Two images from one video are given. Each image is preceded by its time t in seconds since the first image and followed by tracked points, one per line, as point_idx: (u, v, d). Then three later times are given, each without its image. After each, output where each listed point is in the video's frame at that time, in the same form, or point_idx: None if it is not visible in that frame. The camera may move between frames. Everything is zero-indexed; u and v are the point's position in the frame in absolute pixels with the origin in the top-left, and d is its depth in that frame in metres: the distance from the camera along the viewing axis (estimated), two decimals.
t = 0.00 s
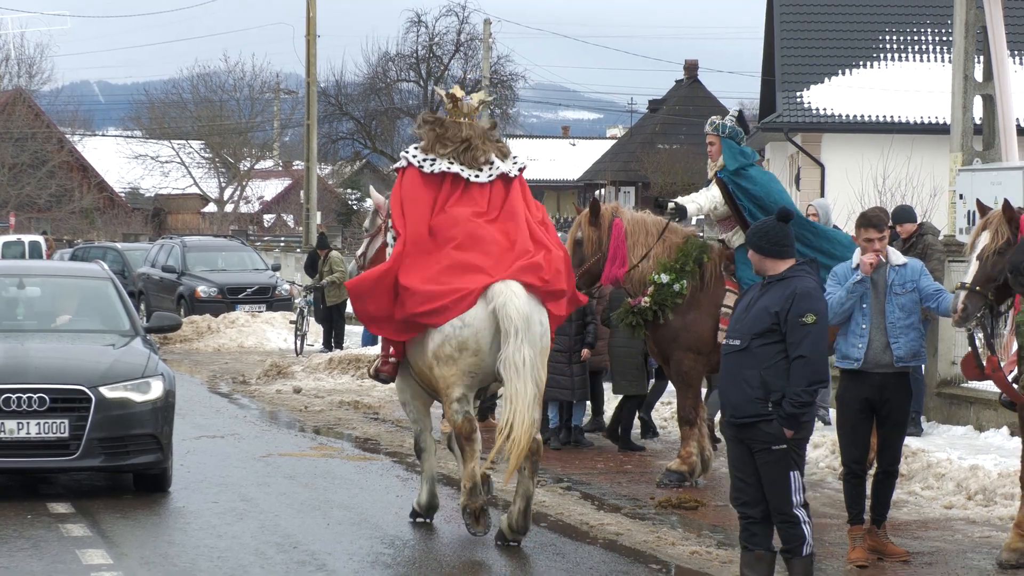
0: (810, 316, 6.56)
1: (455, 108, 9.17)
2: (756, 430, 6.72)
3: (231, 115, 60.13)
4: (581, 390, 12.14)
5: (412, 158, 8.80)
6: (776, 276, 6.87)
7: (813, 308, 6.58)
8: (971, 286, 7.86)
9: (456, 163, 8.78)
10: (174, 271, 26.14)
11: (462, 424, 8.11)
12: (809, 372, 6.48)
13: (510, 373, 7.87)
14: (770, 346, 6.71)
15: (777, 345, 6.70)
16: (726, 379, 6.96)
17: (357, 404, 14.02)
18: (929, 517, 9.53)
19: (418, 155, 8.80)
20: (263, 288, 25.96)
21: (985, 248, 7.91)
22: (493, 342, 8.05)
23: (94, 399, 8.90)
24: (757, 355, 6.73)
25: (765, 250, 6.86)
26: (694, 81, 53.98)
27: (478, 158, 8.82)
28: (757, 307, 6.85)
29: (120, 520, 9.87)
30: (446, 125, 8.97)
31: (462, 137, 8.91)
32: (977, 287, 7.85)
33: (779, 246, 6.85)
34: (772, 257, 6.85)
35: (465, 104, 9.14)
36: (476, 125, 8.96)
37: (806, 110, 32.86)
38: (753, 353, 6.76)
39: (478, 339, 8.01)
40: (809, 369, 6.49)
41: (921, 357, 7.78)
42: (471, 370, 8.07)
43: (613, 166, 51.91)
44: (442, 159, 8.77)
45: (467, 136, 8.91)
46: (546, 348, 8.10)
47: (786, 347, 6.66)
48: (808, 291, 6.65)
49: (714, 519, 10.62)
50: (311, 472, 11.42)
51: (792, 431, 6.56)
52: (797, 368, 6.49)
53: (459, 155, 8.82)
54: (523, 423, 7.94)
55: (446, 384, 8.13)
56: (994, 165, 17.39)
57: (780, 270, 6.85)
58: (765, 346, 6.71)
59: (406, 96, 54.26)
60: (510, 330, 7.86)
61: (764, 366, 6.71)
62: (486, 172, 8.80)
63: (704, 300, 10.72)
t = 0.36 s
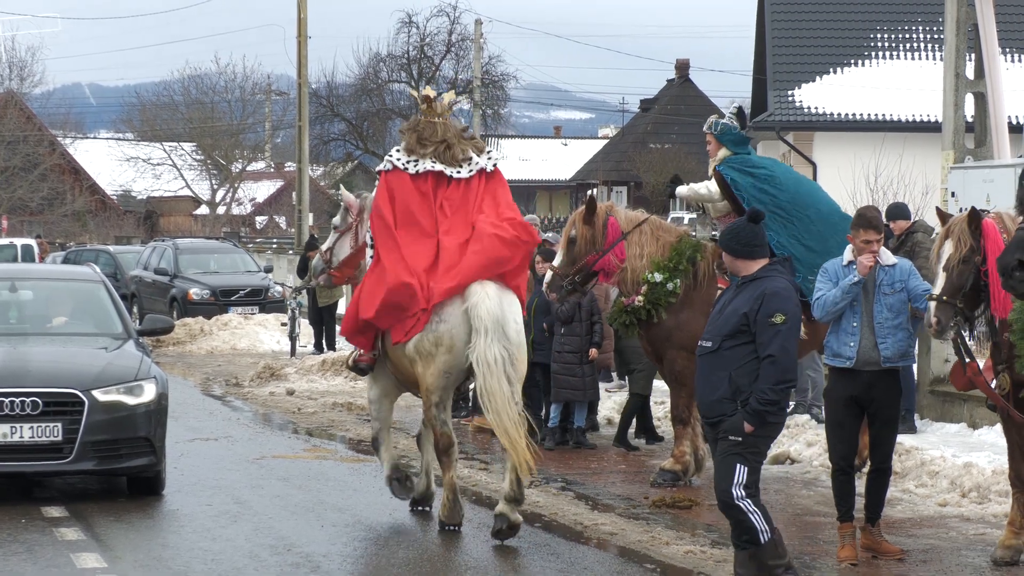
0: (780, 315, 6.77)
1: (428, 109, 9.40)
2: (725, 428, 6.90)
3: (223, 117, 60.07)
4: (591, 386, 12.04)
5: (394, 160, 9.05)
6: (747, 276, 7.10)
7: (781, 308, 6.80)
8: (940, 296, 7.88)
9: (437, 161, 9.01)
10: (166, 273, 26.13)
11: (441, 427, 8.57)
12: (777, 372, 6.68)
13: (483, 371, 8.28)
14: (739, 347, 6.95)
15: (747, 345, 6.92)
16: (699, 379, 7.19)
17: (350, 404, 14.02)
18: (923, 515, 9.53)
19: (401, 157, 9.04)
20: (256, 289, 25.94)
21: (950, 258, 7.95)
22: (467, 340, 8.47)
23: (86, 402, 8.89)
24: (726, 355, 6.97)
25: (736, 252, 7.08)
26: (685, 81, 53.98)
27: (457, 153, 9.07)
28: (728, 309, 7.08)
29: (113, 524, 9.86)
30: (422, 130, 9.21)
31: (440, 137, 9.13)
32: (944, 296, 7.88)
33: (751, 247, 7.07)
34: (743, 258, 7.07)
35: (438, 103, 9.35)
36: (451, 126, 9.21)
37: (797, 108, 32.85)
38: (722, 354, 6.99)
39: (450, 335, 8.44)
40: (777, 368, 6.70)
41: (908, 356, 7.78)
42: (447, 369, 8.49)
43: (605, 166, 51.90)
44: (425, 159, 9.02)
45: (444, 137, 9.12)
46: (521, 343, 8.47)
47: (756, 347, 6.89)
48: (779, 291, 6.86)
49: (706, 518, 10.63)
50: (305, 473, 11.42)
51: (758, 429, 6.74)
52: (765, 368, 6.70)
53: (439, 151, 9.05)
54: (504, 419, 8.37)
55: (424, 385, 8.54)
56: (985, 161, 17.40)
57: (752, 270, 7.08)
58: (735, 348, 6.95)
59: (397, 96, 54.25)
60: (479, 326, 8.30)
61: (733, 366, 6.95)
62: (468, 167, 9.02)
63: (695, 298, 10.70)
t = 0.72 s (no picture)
0: (758, 305, 6.92)
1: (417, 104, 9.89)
2: (717, 418, 7.10)
3: (228, 111, 60.07)
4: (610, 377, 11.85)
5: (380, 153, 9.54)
6: (744, 264, 7.21)
7: (762, 298, 6.94)
8: (923, 281, 7.82)
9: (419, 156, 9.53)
10: (172, 267, 26.13)
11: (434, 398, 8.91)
12: (753, 363, 6.83)
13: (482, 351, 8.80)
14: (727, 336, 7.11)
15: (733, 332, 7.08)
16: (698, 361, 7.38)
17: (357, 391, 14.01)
18: (930, 505, 9.53)
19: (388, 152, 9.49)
20: (262, 283, 25.95)
21: (935, 244, 7.88)
22: (460, 324, 8.90)
23: (93, 395, 8.90)
24: (715, 343, 7.16)
25: (736, 240, 7.19)
26: (690, 72, 53.99)
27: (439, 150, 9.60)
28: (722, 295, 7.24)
29: (121, 516, 9.88)
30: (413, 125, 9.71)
31: (425, 134, 9.66)
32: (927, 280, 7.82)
33: (750, 236, 7.18)
34: (741, 247, 7.18)
35: (424, 100, 9.84)
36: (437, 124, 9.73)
37: (801, 99, 32.82)
38: (713, 341, 7.19)
39: (445, 315, 8.83)
40: (753, 359, 6.85)
41: (910, 343, 7.82)
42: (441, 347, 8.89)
43: (611, 158, 51.87)
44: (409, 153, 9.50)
45: (429, 134, 9.66)
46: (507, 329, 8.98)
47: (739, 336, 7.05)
48: (764, 282, 6.99)
49: (713, 509, 10.65)
50: (312, 467, 11.41)
51: (739, 419, 6.90)
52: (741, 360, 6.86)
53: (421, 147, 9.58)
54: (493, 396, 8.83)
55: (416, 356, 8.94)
56: (991, 151, 17.38)
57: (750, 259, 7.19)
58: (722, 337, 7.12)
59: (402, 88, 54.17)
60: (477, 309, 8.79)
61: (722, 354, 7.13)
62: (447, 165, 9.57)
63: (702, 289, 10.74)
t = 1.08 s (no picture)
0: (783, 291, 6.86)
1: (407, 99, 10.27)
2: (750, 407, 7.07)
3: (255, 98, 60.18)
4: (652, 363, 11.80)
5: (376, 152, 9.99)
6: (773, 251, 7.15)
7: (785, 284, 6.88)
8: (942, 259, 7.77)
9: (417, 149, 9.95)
10: (199, 254, 26.17)
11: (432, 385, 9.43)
12: (777, 350, 6.78)
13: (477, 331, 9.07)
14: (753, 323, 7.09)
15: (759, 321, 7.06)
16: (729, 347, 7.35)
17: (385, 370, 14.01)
18: (958, 492, 9.51)
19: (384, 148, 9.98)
20: (289, 270, 25.98)
21: (957, 222, 7.85)
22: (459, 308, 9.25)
23: (121, 381, 8.91)
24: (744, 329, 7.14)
25: (763, 226, 7.15)
26: (718, 58, 53.91)
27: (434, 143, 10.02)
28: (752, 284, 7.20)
29: (148, 503, 9.90)
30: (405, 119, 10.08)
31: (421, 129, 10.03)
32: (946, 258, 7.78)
33: (777, 221, 7.13)
34: (769, 233, 7.13)
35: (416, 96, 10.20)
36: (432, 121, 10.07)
37: (829, 86, 32.73)
38: (741, 329, 7.19)
39: (446, 306, 9.20)
40: (777, 346, 6.80)
41: (925, 326, 7.73)
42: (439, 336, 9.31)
43: (638, 144, 51.81)
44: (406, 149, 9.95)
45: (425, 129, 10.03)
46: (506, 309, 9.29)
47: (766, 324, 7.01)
48: (787, 266, 6.93)
49: (740, 496, 10.65)
50: (339, 453, 11.41)
51: (769, 407, 6.85)
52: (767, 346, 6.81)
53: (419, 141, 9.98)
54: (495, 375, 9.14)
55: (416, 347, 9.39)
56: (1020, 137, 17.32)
57: (778, 245, 7.14)
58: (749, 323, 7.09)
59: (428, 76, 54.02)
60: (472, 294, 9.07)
61: (750, 343, 7.12)
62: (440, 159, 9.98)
63: (728, 275, 10.81)
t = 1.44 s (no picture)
0: (796, 287, 6.88)
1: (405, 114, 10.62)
2: (778, 406, 7.08)
3: (286, 94, 60.21)
4: (692, 357, 11.74)
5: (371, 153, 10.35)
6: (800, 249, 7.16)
7: (799, 280, 6.90)
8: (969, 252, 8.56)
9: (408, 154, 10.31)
10: (231, 250, 26.24)
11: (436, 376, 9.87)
12: (796, 348, 6.81)
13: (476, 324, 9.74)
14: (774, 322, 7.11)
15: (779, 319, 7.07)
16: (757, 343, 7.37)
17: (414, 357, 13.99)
18: (989, 491, 9.48)
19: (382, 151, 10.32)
20: (320, 266, 26.00)
21: (985, 213, 8.80)
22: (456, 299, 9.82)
23: (151, 377, 8.90)
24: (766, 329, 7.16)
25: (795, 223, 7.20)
26: (750, 54, 53.82)
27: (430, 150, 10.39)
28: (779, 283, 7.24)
29: (178, 498, 9.91)
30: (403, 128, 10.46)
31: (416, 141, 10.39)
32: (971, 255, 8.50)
33: (810, 220, 7.17)
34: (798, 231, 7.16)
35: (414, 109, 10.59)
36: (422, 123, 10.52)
37: (861, 83, 32.46)
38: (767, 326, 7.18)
39: (444, 296, 9.77)
40: (796, 343, 6.82)
41: (951, 325, 7.83)
42: (440, 325, 9.81)
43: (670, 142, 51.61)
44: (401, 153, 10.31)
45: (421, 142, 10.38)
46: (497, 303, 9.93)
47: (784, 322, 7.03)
48: (804, 260, 6.97)
49: (770, 494, 10.63)
50: (366, 449, 11.40)
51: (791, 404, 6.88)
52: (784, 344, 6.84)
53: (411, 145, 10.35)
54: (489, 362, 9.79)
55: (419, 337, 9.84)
56: None
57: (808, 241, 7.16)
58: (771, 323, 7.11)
59: (459, 70, 54.12)
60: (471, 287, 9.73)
61: (771, 340, 7.11)
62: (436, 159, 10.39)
63: (761, 271, 10.85)
